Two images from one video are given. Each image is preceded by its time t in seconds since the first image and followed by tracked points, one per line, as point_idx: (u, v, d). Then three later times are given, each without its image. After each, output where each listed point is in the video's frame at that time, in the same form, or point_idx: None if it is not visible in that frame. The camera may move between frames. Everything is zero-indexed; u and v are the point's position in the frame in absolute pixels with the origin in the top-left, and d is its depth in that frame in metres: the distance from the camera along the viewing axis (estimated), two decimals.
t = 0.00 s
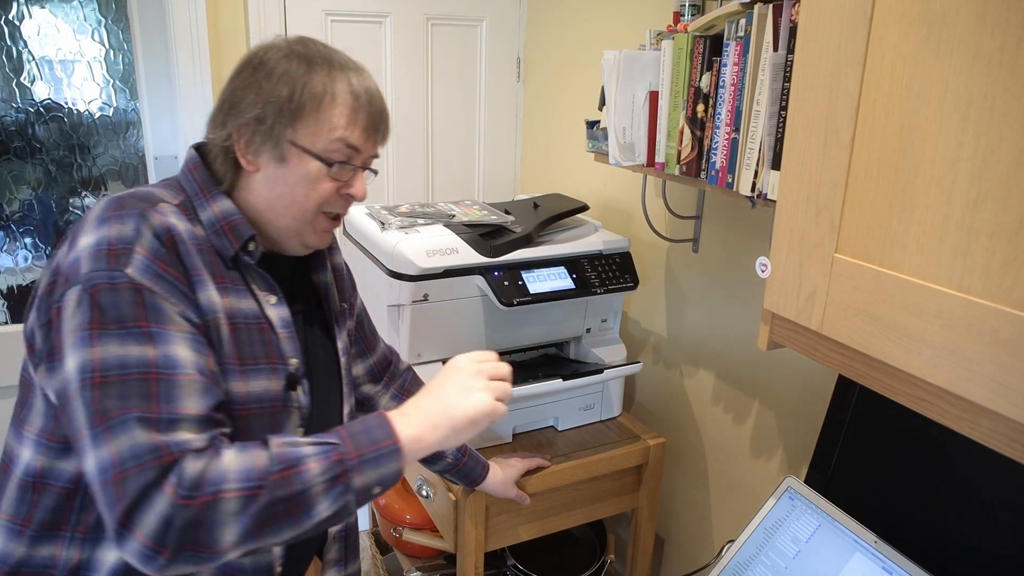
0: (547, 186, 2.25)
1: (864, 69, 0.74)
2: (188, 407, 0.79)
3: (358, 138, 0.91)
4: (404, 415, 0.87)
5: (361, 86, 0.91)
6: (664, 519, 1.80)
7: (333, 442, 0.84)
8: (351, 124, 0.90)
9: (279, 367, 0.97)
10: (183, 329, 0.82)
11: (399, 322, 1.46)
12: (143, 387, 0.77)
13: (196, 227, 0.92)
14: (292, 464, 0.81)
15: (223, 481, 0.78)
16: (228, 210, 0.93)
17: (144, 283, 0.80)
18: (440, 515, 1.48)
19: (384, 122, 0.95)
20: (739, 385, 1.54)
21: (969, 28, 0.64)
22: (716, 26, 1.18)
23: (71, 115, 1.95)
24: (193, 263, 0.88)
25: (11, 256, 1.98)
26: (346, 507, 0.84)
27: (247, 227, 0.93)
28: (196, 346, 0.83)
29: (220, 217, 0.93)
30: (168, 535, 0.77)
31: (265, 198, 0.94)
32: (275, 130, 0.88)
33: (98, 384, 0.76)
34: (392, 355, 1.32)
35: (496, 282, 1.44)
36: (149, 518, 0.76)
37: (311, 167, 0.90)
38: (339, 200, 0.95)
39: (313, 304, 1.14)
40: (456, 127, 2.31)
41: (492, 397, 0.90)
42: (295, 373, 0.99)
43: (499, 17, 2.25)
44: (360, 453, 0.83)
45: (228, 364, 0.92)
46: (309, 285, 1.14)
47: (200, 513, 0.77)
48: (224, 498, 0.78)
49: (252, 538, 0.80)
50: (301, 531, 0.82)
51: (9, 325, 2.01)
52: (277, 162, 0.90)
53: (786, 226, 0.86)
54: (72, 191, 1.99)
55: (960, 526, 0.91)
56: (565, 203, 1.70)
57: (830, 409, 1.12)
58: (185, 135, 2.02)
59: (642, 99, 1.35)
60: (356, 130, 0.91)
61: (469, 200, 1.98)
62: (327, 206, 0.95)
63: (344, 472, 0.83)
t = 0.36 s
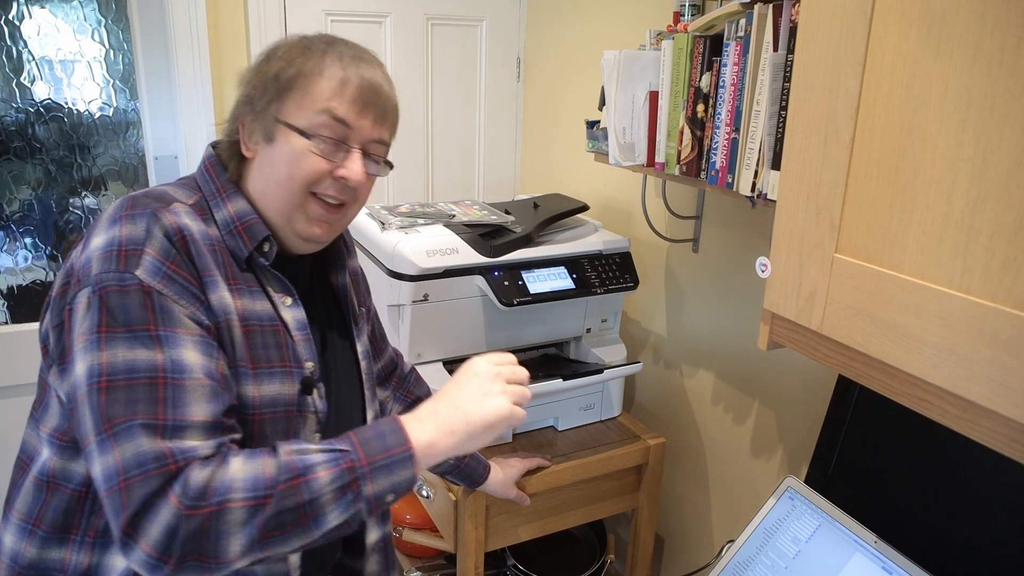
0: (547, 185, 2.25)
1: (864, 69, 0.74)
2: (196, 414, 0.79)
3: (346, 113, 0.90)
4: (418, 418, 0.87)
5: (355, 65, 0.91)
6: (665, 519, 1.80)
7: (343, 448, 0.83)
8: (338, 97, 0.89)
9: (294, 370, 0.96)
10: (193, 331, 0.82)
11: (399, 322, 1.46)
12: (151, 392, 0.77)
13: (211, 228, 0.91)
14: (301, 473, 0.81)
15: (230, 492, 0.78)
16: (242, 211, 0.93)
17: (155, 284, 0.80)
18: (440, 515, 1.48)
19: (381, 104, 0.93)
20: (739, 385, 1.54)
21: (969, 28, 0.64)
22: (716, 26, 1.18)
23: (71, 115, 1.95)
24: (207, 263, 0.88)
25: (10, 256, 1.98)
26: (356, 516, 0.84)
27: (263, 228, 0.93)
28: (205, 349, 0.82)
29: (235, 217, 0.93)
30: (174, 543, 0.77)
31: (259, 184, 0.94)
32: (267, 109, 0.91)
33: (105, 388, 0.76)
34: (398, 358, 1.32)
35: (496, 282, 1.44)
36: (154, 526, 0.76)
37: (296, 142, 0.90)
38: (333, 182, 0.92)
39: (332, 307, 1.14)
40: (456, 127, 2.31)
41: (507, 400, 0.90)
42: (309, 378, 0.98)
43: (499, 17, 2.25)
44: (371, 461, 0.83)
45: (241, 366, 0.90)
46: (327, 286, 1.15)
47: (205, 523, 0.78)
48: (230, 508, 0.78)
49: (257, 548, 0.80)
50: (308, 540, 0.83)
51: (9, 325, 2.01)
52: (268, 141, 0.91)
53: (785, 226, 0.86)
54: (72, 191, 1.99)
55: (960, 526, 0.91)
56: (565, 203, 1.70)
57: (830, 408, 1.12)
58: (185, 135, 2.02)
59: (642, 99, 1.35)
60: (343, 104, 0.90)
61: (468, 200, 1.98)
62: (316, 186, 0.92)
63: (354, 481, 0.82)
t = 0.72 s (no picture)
0: (547, 185, 2.25)
1: (864, 69, 0.74)
2: (97, 397, 0.81)
3: (297, 96, 1.00)
4: (316, 412, 0.82)
5: (309, 57, 1.02)
6: (665, 519, 1.80)
7: (227, 436, 0.81)
8: (289, 83, 1.00)
9: (222, 368, 1.00)
10: (111, 318, 0.86)
11: (399, 322, 1.46)
12: (58, 372, 0.79)
13: (165, 223, 0.98)
14: (175, 457, 0.79)
15: (101, 471, 0.77)
16: (200, 208, 1.01)
17: (84, 269, 0.85)
18: (440, 515, 1.48)
19: (333, 92, 1.03)
20: (739, 385, 1.54)
21: (969, 28, 0.64)
22: (716, 26, 1.18)
23: (71, 115, 1.95)
24: (144, 254, 0.93)
25: (10, 256, 1.98)
26: (238, 509, 0.81)
27: (213, 225, 0.99)
28: (122, 336, 0.86)
29: (191, 213, 1.00)
30: (46, 520, 0.77)
31: (223, 178, 1.04)
32: (230, 103, 1.03)
33: (20, 364, 0.79)
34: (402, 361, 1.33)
35: (496, 282, 1.44)
36: (30, 502, 0.77)
37: (250, 128, 1.01)
38: (286, 164, 1.01)
39: (314, 308, 1.20)
40: (455, 127, 2.31)
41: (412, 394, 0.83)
42: (239, 377, 1.01)
43: (499, 17, 2.25)
44: (253, 448, 0.79)
45: (162, 357, 0.94)
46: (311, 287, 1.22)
47: (75, 502, 0.77)
48: (102, 489, 0.77)
49: (129, 536, 0.79)
50: (185, 529, 0.80)
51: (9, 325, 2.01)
52: (231, 132, 1.03)
53: (786, 226, 0.86)
54: (72, 191, 1.99)
55: (960, 526, 0.91)
56: (565, 203, 1.70)
57: (830, 408, 1.12)
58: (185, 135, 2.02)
59: (642, 99, 1.35)
60: (294, 88, 1.00)
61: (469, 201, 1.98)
62: (270, 170, 1.01)
63: (233, 469, 0.79)
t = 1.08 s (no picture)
0: (547, 186, 2.25)
1: (864, 69, 0.74)
2: (52, 378, 0.87)
3: (256, 93, 1.03)
4: (259, 383, 0.86)
5: (269, 57, 1.05)
6: (664, 519, 1.80)
7: (171, 411, 0.86)
8: (249, 81, 1.03)
9: (184, 356, 1.03)
10: (71, 305, 0.91)
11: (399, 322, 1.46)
12: (17, 356, 0.85)
13: (133, 217, 1.02)
14: (117, 431, 0.84)
15: (49, 445, 0.83)
16: (167, 204, 1.03)
17: (46, 259, 0.91)
18: (440, 515, 1.48)
19: (293, 90, 1.05)
20: (739, 385, 1.54)
21: (969, 28, 0.64)
22: (716, 26, 1.18)
23: (71, 115, 1.95)
24: (108, 246, 0.98)
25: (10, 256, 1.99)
26: (184, 480, 0.87)
27: (178, 218, 1.02)
28: (81, 323, 0.91)
29: (158, 209, 1.03)
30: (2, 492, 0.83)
31: (188, 176, 1.05)
32: (194, 104, 1.06)
33: None
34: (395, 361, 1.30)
35: (495, 282, 1.44)
36: None
37: (213, 126, 1.03)
38: (248, 160, 1.02)
39: (285, 303, 1.21)
40: (455, 127, 2.31)
41: (348, 364, 0.85)
42: (200, 363, 1.04)
43: (498, 17, 2.25)
44: (194, 422, 0.84)
45: (122, 344, 0.98)
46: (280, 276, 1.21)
47: (25, 475, 0.83)
48: (48, 462, 0.83)
49: (78, 509, 0.85)
50: (133, 500, 0.86)
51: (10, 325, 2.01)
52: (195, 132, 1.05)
53: (786, 225, 0.86)
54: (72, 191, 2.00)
55: (960, 526, 0.91)
56: (565, 203, 1.70)
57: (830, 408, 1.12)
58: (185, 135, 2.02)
59: (641, 99, 1.35)
60: (253, 85, 1.03)
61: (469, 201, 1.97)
62: (232, 166, 1.02)
63: (176, 441, 0.85)
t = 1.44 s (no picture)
0: (547, 186, 2.25)
1: (864, 69, 0.74)
2: (52, 371, 0.87)
3: (247, 89, 1.03)
4: (251, 363, 0.86)
5: (259, 53, 1.06)
6: (664, 519, 1.80)
7: (167, 395, 0.86)
8: (239, 77, 1.03)
9: (182, 348, 1.03)
10: (69, 299, 0.91)
11: (399, 322, 1.46)
12: (19, 350, 0.86)
13: (129, 214, 1.03)
14: (115, 416, 0.84)
15: (50, 434, 0.83)
16: (163, 200, 1.03)
17: (46, 256, 0.91)
18: (440, 515, 1.48)
19: (284, 85, 1.06)
20: (739, 385, 1.54)
21: (969, 28, 0.64)
22: (716, 26, 1.18)
23: (71, 115, 1.95)
24: (105, 242, 0.98)
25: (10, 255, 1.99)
26: (183, 462, 0.86)
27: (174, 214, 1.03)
28: (81, 316, 0.91)
29: (154, 205, 1.03)
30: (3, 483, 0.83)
31: (184, 172, 1.05)
32: (188, 101, 1.06)
33: None
34: (393, 358, 1.32)
35: (496, 282, 1.44)
36: None
37: (207, 122, 1.03)
38: (242, 154, 1.02)
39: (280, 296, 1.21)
40: (455, 127, 2.31)
41: (336, 341, 0.85)
42: (198, 356, 1.04)
43: (498, 17, 2.25)
44: (190, 404, 0.84)
45: (121, 337, 0.98)
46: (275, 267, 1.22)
47: (27, 463, 0.83)
48: (49, 449, 0.83)
49: (83, 494, 0.85)
50: (135, 483, 0.86)
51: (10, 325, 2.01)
52: (189, 129, 1.05)
53: (786, 226, 0.86)
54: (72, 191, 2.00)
55: (960, 526, 0.91)
56: (565, 203, 1.70)
57: (829, 408, 1.12)
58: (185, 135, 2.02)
59: (642, 99, 1.35)
60: (244, 81, 1.03)
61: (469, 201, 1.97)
62: (226, 161, 1.02)
63: (173, 424, 0.85)
